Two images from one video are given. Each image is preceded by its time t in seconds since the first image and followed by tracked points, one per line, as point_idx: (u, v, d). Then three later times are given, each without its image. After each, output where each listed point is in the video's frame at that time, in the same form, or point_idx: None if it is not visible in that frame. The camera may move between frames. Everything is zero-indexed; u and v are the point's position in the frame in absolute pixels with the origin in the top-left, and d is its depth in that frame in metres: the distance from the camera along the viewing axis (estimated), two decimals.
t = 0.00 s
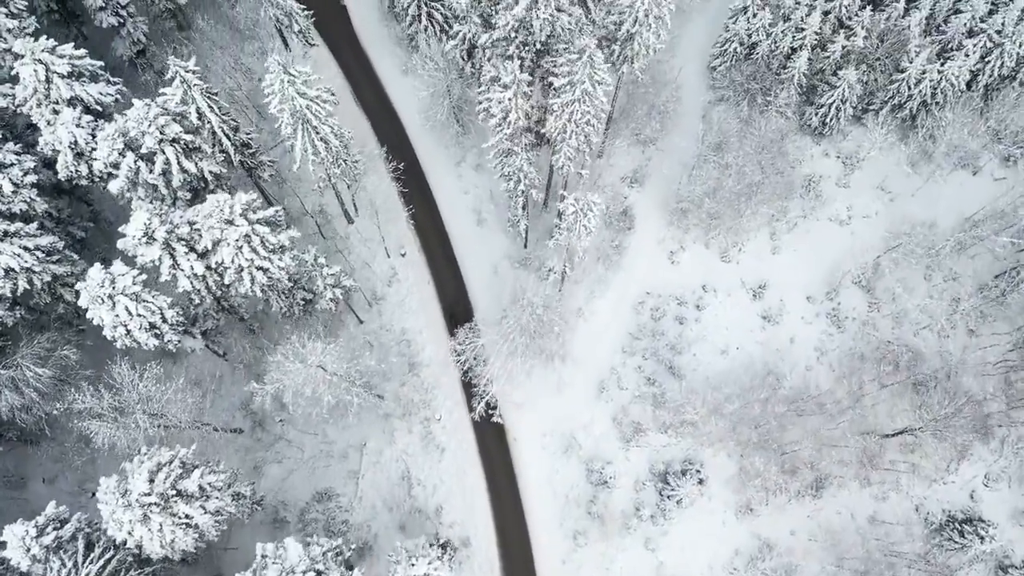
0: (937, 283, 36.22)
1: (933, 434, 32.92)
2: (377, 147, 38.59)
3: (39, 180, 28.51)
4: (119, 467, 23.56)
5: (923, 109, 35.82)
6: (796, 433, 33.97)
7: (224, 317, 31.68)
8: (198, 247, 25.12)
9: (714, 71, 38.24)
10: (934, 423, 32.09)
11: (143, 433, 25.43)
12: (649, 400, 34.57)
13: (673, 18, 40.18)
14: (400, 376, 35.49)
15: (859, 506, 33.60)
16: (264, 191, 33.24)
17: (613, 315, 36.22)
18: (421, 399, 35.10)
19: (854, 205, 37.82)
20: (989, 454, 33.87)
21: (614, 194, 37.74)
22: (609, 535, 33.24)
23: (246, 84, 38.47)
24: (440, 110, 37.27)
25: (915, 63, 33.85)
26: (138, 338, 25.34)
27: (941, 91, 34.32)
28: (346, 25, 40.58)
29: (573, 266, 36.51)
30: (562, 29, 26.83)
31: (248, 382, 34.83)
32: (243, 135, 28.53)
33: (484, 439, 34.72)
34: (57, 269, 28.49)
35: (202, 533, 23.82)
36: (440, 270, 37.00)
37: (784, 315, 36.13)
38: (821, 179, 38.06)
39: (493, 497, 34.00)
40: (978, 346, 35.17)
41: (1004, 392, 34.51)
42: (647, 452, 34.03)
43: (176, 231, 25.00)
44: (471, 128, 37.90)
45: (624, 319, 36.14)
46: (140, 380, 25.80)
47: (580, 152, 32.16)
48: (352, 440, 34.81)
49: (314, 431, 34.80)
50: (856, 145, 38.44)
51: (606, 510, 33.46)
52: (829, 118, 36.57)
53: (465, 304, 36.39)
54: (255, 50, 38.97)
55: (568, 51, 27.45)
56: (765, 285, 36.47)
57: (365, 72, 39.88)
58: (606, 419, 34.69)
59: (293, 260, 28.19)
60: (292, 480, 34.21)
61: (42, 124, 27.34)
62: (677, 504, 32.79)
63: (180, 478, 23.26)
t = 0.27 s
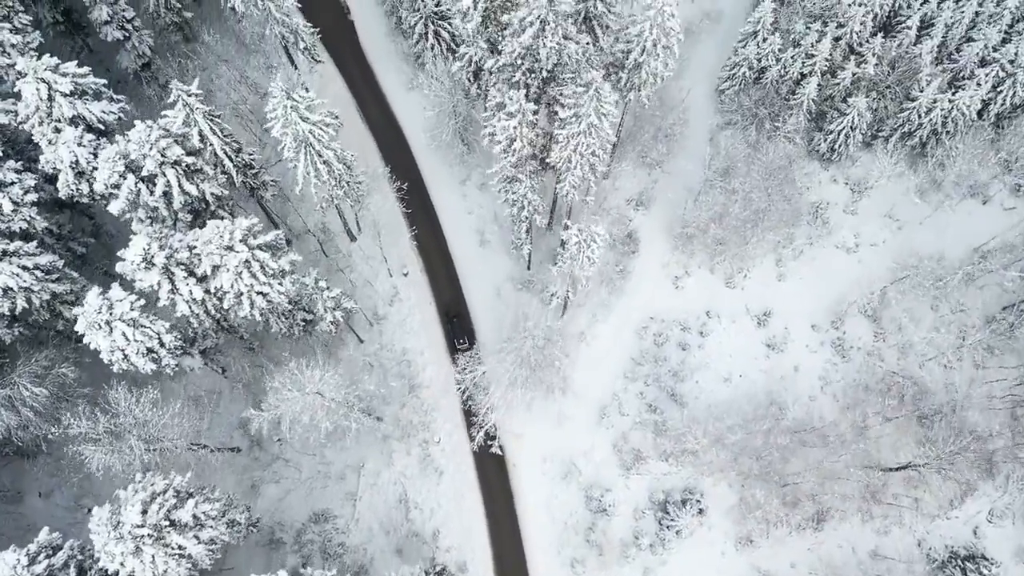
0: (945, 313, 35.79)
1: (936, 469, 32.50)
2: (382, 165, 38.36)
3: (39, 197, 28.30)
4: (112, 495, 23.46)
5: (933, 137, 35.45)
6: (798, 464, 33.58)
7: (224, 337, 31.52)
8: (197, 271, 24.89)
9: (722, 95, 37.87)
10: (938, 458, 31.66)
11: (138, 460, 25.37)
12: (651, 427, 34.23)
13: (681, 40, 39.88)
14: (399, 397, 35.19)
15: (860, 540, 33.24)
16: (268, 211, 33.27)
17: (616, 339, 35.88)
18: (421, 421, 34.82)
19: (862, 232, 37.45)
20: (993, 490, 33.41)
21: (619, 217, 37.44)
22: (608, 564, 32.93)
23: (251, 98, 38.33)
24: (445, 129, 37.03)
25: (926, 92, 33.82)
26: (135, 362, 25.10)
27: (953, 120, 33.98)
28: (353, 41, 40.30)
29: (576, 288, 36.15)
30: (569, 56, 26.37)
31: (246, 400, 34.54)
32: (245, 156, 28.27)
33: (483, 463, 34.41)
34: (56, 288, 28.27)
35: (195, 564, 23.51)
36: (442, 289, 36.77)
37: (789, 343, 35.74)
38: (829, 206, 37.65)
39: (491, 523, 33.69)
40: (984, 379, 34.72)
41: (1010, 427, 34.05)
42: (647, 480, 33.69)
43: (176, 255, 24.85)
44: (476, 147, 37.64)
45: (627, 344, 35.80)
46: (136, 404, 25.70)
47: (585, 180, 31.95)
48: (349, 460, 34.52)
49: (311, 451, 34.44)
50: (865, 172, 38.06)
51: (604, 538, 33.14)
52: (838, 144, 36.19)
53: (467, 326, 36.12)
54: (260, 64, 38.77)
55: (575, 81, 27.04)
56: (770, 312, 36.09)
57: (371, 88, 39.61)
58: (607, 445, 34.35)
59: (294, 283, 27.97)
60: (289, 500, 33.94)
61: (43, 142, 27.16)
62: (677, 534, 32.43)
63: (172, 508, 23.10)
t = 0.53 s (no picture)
0: (952, 346, 35.36)
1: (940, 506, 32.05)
2: (387, 183, 38.09)
3: (40, 216, 28.18)
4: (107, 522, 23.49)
5: (943, 168, 35.10)
6: (800, 497, 33.22)
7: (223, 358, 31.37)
8: (197, 296, 24.69)
9: (731, 119, 37.52)
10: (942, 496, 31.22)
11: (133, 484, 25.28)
12: (651, 456, 33.89)
13: (691, 62, 39.61)
14: (399, 419, 34.91)
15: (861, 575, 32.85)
16: (271, 230, 33.12)
17: (618, 365, 35.52)
18: (420, 444, 34.54)
19: (869, 261, 37.04)
20: (998, 528, 32.89)
21: (624, 241, 37.08)
22: None
23: (256, 113, 38.12)
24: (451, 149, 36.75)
25: (937, 124, 33.61)
26: (132, 387, 24.86)
27: (964, 152, 33.86)
28: (361, 57, 40.04)
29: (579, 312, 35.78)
30: (575, 85, 26.25)
31: (244, 419, 34.29)
32: (248, 178, 28.01)
33: (481, 489, 34.10)
34: (55, 306, 28.07)
35: None
36: (445, 311, 36.45)
37: (793, 373, 35.37)
38: (837, 234, 37.21)
39: (488, 550, 33.37)
40: (990, 415, 34.27)
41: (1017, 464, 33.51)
42: (647, 509, 33.34)
43: (175, 280, 24.68)
44: (482, 168, 37.33)
45: (629, 370, 35.44)
46: (132, 430, 25.55)
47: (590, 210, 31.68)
48: (347, 482, 34.23)
49: (309, 471, 34.10)
50: (874, 200, 37.62)
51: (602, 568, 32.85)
52: (848, 172, 35.70)
53: (468, 348, 35.85)
54: (266, 77, 38.59)
55: (581, 113, 26.89)
56: (774, 341, 35.67)
57: (378, 105, 39.34)
58: (607, 473, 34.00)
59: (295, 307, 27.76)
60: (285, 520, 33.65)
61: (45, 161, 27.07)
62: (676, 565, 32.07)
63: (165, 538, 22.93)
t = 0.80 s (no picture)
0: (959, 383, 34.89)
1: (942, 546, 31.65)
2: (392, 201, 37.83)
3: (41, 233, 27.96)
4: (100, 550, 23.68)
5: (955, 202, 34.66)
6: (800, 532, 32.93)
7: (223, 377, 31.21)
8: (196, 321, 24.52)
9: (741, 145, 37.20)
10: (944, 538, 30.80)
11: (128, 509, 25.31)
12: (651, 485, 33.58)
13: (703, 87, 39.32)
14: (398, 440, 34.62)
15: None
16: (274, 248, 32.95)
17: (621, 393, 35.17)
18: (418, 466, 34.29)
19: (877, 292, 36.62)
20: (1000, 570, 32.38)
21: (630, 266, 36.63)
22: None
23: (263, 126, 37.98)
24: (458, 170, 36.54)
25: (950, 158, 33.27)
26: (129, 411, 24.68)
27: (977, 187, 33.33)
28: (370, 73, 39.86)
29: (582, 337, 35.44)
30: (584, 117, 25.76)
31: (243, 436, 34.11)
32: (252, 200, 27.80)
33: (479, 514, 33.81)
34: (54, 323, 27.88)
35: None
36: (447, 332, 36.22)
37: (796, 406, 35.00)
38: (845, 265, 36.78)
39: None
40: (996, 454, 33.84)
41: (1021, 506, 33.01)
42: (646, 540, 32.99)
43: (175, 305, 24.51)
44: (489, 188, 37.08)
45: (631, 398, 35.10)
46: (128, 454, 25.41)
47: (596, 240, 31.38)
48: (343, 502, 33.96)
49: (305, 491, 33.78)
50: (884, 231, 37.17)
51: None
52: (858, 203, 35.30)
53: (469, 371, 35.63)
54: (275, 91, 38.42)
55: (589, 147, 26.19)
56: (779, 373, 35.28)
57: (385, 121, 39.12)
58: (607, 502, 33.65)
59: (295, 331, 27.54)
60: (281, 540, 33.39)
61: (48, 179, 26.89)
62: None
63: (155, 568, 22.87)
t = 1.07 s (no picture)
0: (965, 422, 34.42)
1: None
2: (398, 219, 37.52)
3: (43, 249, 27.83)
4: None
5: (966, 238, 34.10)
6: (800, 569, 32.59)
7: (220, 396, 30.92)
8: (195, 346, 24.28)
9: (751, 173, 36.85)
10: None
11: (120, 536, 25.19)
12: (650, 517, 33.22)
13: (714, 112, 38.95)
14: (396, 462, 34.31)
15: None
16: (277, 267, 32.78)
17: (622, 421, 34.85)
18: (415, 490, 33.99)
19: (884, 327, 36.17)
20: None
21: (636, 293, 36.28)
22: None
23: (270, 140, 37.74)
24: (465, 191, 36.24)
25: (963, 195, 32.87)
26: (125, 436, 24.46)
27: (990, 224, 32.75)
28: (378, 88, 39.46)
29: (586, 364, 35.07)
30: (591, 150, 25.27)
31: (240, 454, 33.96)
32: (254, 222, 27.57)
33: (476, 541, 33.49)
34: (54, 340, 27.76)
35: None
36: (449, 354, 35.95)
37: (799, 440, 34.56)
38: (852, 298, 36.34)
39: None
40: (1000, 496, 33.38)
41: None
42: (643, 572, 32.63)
43: (174, 330, 24.29)
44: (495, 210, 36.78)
45: (632, 427, 34.73)
46: (122, 478, 25.20)
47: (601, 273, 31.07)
48: (339, 524, 33.67)
49: (300, 513, 33.52)
50: (892, 265, 36.79)
51: None
52: (868, 237, 34.69)
53: (470, 394, 35.36)
54: (282, 104, 38.21)
55: (596, 181, 26.05)
56: (782, 406, 34.87)
57: (393, 138, 38.75)
58: (605, 532, 33.31)
59: (295, 357, 27.25)
60: (275, 560, 33.11)
61: (52, 196, 26.73)
62: None
63: None
